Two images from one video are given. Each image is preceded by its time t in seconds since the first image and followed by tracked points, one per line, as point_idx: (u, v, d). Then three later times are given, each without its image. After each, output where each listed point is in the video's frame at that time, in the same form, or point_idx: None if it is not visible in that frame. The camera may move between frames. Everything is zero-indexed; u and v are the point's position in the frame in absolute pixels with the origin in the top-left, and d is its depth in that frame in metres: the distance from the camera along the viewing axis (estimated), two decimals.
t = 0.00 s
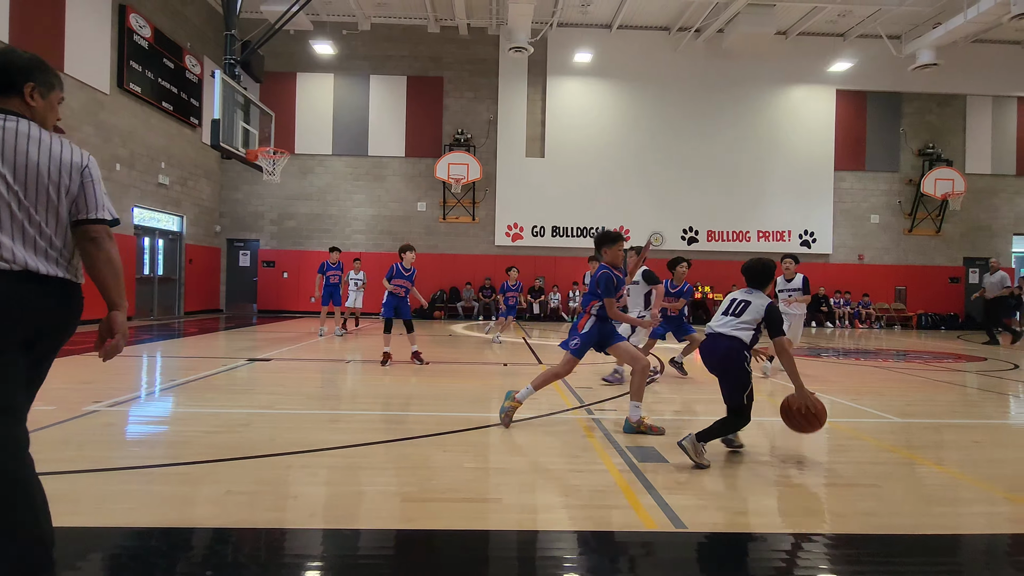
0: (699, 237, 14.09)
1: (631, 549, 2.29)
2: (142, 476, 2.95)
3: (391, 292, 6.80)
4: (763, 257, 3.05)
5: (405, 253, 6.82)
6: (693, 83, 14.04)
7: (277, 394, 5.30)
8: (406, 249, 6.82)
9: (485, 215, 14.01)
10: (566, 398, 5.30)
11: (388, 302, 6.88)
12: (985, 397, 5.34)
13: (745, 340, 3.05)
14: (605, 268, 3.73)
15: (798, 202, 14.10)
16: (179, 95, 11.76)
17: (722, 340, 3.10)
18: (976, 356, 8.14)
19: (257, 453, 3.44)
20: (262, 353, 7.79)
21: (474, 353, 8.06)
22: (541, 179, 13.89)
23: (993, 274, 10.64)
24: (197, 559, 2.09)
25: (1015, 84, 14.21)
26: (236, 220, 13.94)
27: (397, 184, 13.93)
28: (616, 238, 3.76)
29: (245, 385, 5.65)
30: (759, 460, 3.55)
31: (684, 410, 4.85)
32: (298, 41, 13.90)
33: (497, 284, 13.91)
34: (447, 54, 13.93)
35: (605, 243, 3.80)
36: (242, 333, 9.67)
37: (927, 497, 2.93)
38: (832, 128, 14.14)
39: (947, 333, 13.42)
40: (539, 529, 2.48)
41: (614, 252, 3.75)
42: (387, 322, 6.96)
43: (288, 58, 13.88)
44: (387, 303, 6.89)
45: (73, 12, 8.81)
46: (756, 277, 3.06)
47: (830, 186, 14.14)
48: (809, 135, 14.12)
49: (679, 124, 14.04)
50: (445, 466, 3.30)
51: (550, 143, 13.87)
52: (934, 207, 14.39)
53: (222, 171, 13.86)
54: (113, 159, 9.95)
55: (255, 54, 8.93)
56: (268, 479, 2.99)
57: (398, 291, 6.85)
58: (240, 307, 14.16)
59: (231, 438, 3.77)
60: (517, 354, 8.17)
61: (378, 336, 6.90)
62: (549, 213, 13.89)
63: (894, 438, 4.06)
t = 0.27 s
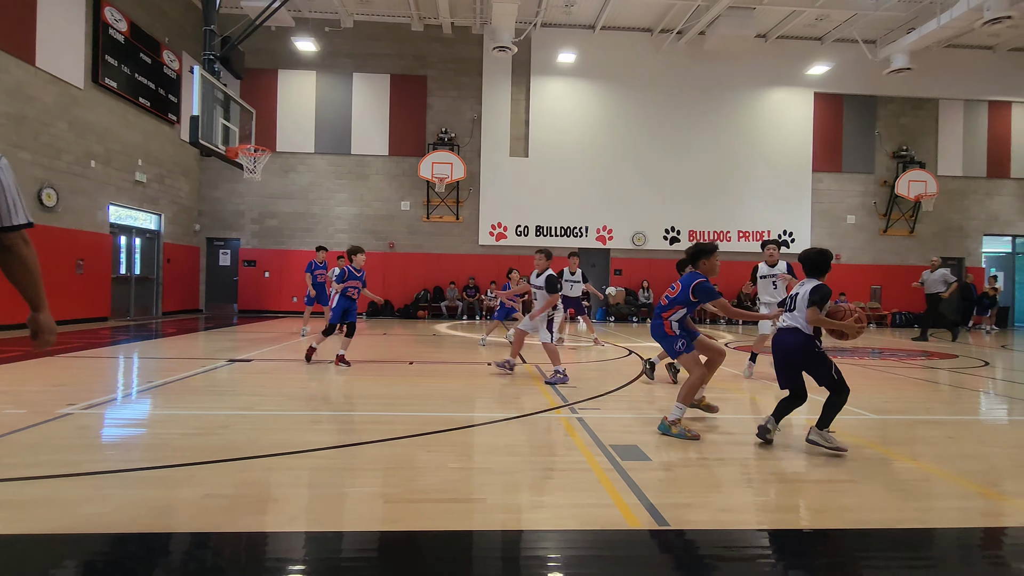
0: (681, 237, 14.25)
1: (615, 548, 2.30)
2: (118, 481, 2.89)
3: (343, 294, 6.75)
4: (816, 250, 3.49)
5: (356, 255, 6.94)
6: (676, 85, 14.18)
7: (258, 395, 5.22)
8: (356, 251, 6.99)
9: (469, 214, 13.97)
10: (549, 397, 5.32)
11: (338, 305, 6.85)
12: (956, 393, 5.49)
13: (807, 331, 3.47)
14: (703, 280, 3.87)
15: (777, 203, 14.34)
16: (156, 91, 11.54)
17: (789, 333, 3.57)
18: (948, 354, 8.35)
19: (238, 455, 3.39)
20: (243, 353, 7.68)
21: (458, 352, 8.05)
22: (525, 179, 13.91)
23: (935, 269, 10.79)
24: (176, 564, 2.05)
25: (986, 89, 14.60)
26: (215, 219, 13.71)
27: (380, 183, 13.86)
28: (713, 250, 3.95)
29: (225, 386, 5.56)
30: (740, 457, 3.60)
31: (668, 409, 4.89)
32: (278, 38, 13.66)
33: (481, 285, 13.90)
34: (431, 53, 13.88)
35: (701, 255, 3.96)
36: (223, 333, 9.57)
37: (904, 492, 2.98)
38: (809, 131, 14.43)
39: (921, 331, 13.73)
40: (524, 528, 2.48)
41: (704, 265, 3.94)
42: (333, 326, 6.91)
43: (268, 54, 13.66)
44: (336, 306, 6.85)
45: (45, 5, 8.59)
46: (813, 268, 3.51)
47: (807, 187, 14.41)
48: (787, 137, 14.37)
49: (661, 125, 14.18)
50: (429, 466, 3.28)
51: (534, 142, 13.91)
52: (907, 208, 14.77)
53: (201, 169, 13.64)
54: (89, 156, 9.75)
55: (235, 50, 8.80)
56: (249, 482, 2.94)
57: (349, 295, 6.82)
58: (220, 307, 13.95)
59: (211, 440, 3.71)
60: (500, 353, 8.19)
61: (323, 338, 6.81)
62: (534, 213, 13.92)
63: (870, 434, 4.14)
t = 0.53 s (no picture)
0: (657, 237, 14.42)
1: (593, 546, 2.32)
2: (84, 487, 2.80)
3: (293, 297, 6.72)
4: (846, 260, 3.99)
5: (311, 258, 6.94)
6: (654, 87, 14.35)
7: (232, 396, 5.12)
8: (310, 253, 6.95)
9: (448, 213, 13.91)
10: (527, 395, 5.34)
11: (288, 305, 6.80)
12: (920, 389, 5.68)
13: (868, 327, 4.01)
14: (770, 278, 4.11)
15: (750, 203, 14.61)
16: (125, 85, 11.23)
17: (849, 330, 4.03)
18: (912, 351, 8.64)
19: (211, 459, 3.32)
20: (216, 354, 7.52)
21: (436, 352, 8.02)
22: (504, 178, 13.91)
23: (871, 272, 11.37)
24: (146, 572, 2.00)
25: (948, 95, 15.11)
26: (187, 216, 13.40)
27: (358, 181, 13.72)
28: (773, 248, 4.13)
29: (198, 388, 5.44)
30: (716, 453, 3.66)
31: (645, 407, 4.94)
32: (252, 32, 13.40)
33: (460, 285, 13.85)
34: (410, 51, 13.78)
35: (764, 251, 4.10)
36: (196, 333, 9.37)
37: (873, 486, 3.07)
38: (782, 134, 14.73)
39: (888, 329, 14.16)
40: (503, 528, 2.48)
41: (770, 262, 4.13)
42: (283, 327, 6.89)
43: (243, 49, 13.39)
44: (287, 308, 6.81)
45: None
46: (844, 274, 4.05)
47: (779, 187, 14.73)
48: (761, 138, 14.66)
49: (639, 127, 14.33)
50: (408, 467, 3.26)
51: (513, 141, 13.92)
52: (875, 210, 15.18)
53: (172, 166, 13.31)
54: (54, 151, 9.45)
55: (208, 44, 8.61)
56: (223, 486, 2.88)
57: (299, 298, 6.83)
58: (193, 307, 13.65)
59: (183, 443, 3.62)
60: (479, 352, 8.18)
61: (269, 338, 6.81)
62: (513, 212, 13.93)
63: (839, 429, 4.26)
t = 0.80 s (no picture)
0: (635, 237, 14.57)
1: (571, 544, 2.33)
2: (47, 494, 2.70)
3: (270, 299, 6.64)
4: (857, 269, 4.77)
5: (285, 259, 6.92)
6: (632, 89, 14.51)
7: (204, 398, 5.01)
8: (286, 254, 6.97)
9: (427, 212, 13.82)
10: (506, 394, 5.35)
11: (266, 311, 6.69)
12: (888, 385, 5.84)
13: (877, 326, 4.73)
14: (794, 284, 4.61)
15: (725, 204, 14.87)
16: (92, 78, 10.89)
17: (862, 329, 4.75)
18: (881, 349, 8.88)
19: (181, 463, 3.24)
20: (188, 355, 7.34)
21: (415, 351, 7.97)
22: (482, 177, 13.90)
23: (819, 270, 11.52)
24: None
25: (914, 101, 15.59)
26: (158, 214, 13.06)
27: (335, 179, 13.56)
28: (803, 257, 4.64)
29: (168, 390, 5.30)
30: (691, 450, 3.71)
31: (622, 405, 4.99)
32: (226, 25, 13.11)
33: (439, 284, 13.78)
34: (388, 47, 13.66)
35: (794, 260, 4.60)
36: (167, 334, 9.15)
37: (842, 480, 3.15)
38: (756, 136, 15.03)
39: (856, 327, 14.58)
40: (482, 528, 2.47)
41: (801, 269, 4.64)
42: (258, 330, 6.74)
43: (216, 43, 13.10)
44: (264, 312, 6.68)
45: None
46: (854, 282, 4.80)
47: (752, 189, 15.03)
48: (735, 141, 14.92)
49: (617, 127, 14.47)
50: (386, 468, 3.23)
51: (492, 140, 13.91)
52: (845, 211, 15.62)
53: (141, 161, 12.95)
54: (16, 145, 9.12)
55: (179, 38, 8.40)
56: (195, 491, 2.81)
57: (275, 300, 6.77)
58: (164, 307, 13.31)
59: (152, 447, 3.53)
60: (458, 351, 8.14)
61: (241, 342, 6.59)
62: (492, 212, 13.93)
63: (810, 424, 4.37)
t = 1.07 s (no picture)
0: (616, 237, 14.68)
1: (554, 543, 2.33)
2: (14, 500, 2.62)
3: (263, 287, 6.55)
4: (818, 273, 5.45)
5: (273, 251, 6.96)
6: (614, 90, 14.61)
7: (181, 400, 4.91)
8: (273, 248, 6.99)
9: (409, 212, 13.74)
10: (488, 394, 5.36)
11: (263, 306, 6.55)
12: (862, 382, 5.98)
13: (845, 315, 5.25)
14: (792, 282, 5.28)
15: (705, 205, 15.07)
16: (63, 72, 10.59)
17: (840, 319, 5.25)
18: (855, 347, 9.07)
19: (156, 466, 3.16)
20: (163, 356, 7.18)
21: (397, 351, 7.92)
22: (465, 176, 13.86)
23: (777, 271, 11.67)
24: None
25: (887, 105, 15.98)
26: (132, 212, 12.76)
27: (316, 177, 13.40)
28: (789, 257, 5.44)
29: (143, 392, 5.19)
30: (672, 448, 3.76)
31: (604, 404, 5.03)
32: (203, 20, 12.86)
33: (422, 284, 13.72)
34: (370, 45, 13.55)
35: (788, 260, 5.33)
36: (141, 334, 8.95)
37: (819, 476, 3.21)
38: (735, 138, 15.25)
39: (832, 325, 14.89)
40: (465, 528, 2.47)
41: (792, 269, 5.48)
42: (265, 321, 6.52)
43: (192, 38, 12.84)
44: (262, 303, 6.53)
45: None
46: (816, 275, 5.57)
47: (731, 190, 15.25)
48: (715, 143, 15.13)
49: (600, 129, 14.56)
50: (368, 469, 3.21)
51: (475, 140, 13.88)
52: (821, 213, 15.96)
53: (114, 158, 12.64)
54: None
55: (155, 32, 8.22)
56: (171, 495, 2.75)
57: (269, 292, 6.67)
58: (138, 307, 13.02)
59: (126, 451, 3.44)
60: (440, 351, 8.12)
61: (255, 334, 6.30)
62: (474, 212, 13.91)
63: (788, 422, 4.46)
